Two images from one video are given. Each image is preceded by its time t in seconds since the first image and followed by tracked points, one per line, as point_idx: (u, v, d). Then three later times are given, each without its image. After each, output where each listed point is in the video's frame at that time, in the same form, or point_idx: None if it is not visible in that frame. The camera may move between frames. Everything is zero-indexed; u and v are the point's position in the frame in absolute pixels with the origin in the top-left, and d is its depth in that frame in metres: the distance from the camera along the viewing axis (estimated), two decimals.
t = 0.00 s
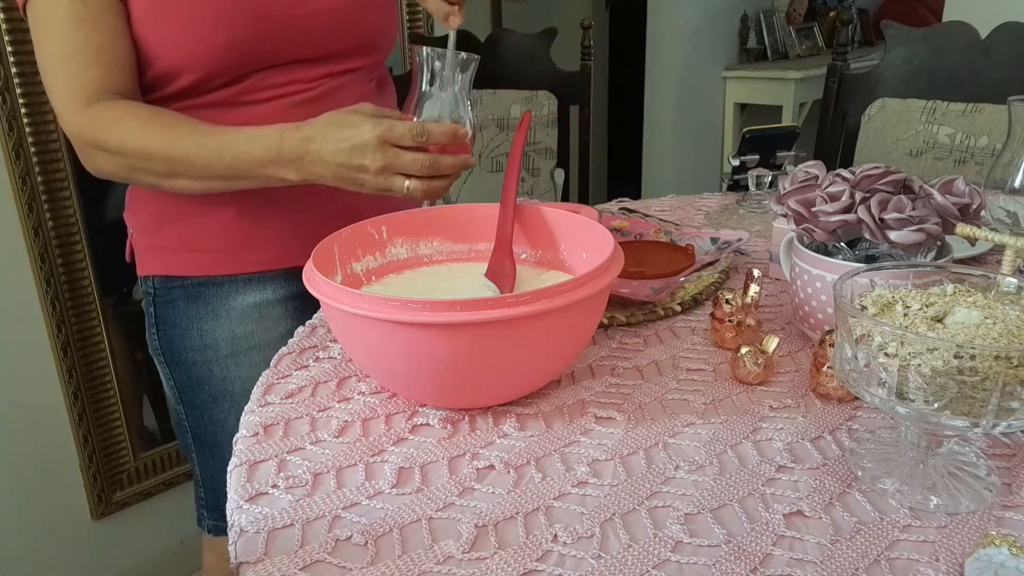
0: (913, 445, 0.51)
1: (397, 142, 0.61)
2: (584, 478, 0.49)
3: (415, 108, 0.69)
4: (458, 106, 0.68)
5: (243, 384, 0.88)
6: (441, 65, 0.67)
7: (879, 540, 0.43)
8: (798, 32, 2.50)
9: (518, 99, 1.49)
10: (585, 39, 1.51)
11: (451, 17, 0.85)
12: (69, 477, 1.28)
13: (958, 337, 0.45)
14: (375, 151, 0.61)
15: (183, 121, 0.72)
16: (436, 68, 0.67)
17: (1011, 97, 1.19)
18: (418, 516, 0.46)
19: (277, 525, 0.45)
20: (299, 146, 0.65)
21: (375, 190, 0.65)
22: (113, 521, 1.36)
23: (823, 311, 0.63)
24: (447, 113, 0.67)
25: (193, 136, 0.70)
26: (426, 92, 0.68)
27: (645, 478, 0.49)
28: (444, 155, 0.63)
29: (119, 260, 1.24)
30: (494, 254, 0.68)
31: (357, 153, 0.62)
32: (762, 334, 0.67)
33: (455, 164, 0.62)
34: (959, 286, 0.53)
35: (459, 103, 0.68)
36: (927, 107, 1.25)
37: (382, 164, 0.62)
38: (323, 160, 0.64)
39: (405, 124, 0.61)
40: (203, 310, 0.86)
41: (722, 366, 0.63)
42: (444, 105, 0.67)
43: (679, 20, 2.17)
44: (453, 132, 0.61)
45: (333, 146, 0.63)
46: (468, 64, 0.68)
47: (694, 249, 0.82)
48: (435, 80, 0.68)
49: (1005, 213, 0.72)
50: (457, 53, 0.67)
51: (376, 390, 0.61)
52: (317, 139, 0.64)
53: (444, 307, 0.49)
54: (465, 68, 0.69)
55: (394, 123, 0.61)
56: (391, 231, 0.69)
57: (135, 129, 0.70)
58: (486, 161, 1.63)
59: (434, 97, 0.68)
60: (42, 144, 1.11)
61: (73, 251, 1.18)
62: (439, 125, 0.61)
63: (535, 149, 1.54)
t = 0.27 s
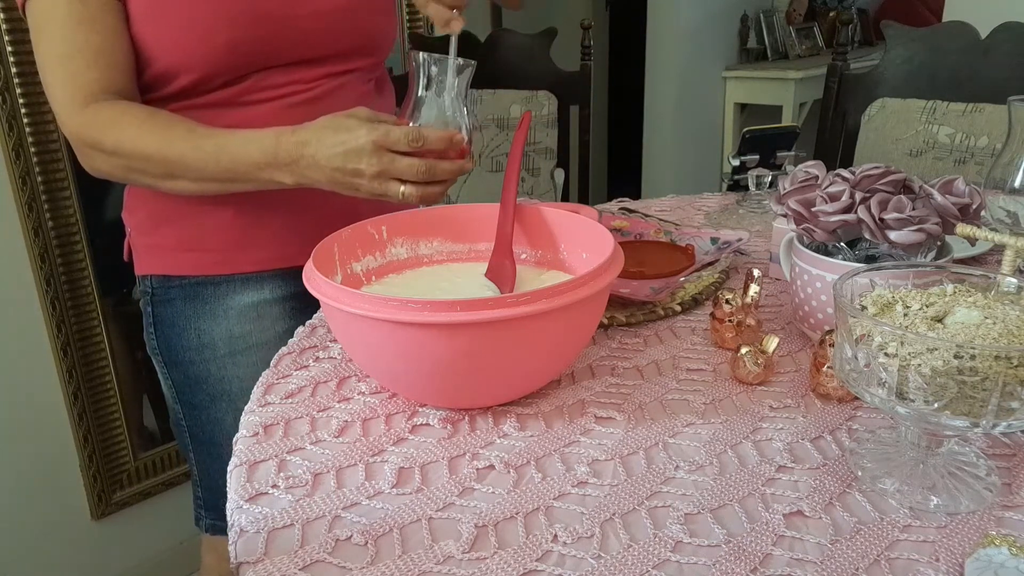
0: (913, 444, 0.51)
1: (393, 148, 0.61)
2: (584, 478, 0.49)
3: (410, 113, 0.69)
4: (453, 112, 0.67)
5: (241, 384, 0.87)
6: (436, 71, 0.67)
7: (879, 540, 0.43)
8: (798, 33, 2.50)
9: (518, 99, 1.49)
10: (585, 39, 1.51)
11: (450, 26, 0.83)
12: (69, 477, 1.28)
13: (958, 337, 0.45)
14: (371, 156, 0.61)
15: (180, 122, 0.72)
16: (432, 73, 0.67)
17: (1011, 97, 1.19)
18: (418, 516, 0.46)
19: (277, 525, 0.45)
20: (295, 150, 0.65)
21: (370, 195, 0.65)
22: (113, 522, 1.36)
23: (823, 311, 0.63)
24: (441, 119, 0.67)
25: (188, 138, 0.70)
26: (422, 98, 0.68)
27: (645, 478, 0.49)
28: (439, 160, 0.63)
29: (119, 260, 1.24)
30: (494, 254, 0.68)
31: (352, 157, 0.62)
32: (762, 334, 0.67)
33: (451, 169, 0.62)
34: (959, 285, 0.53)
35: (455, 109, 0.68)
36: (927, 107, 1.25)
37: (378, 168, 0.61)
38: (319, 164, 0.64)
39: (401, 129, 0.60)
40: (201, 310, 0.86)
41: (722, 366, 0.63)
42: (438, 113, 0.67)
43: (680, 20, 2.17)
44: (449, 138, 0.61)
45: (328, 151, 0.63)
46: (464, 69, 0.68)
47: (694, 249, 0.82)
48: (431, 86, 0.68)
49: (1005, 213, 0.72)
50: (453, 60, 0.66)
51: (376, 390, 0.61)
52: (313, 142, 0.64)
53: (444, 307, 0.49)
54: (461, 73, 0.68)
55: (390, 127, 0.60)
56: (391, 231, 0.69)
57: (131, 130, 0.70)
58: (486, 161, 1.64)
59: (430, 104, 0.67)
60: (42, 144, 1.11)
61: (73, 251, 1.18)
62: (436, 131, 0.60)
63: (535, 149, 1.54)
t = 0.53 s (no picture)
0: (913, 444, 0.51)
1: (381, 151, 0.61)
2: (584, 478, 0.49)
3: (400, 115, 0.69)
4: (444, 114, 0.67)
5: (236, 383, 0.88)
6: (427, 73, 0.67)
7: (879, 541, 0.43)
8: (798, 33, 2.50)
9: (518, 99, 1.49)
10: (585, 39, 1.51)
11: (445, 27, 0.76)
12: (69, 477, 1.28)
13: (958, 336, 0.45)
14: (360, 158, 0.61)
15: (172, 124, 0.72)
16: (423, 75, 0.67)
17: (1011, 97, 1.19)
18: (418, 516, 0.46)
19: (277, 525, 0.45)
20: (284, 151, 0.65)
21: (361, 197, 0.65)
22: (113, 522, 1.36)
23: (823, 311, 0.63)
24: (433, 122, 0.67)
25: (178, 140, 0.70)
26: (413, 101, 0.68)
27: (645, 478, 0.49)
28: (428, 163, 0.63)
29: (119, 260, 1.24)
30: (494, 254, 0.68)
31: (341, 159, 0.62)
32: (762, 334, 0.67)
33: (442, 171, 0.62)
34: (959, 285, 0.53)
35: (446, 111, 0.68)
36: (927, 107, 1.25)
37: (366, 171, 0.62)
38: (308, 167, 0.65)
39: (390, 131, 0.60)
40: (197, 309, 0.86)
41: (722, 366, 0.63)
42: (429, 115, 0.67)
43: (680, 20, 2.17)
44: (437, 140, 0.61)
45: (317, 153, 0.63)
46: (454, 71, 0.68)
47: (694, 249, 0.82)
48: (421, 87, 0.68)
49: (1005, 213, 0.72)
50: (443, 60, 0.67)
51: (376, 390, 0.61)
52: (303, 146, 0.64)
53: (444, 307, 0.49)
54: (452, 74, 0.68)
55: (380, 130, 0.61)
56: (391, 231, 0.69)
57: (121, 130, 0.70)
58: (486, 161, 1.64)
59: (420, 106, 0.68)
60: (42, 144, 1.11)
61: (73, 251, 1.18)
62: (424, 133, 0.60)
63: (535, 149, 1.55)
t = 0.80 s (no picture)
0: (913, 444, 0.51)
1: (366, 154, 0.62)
2: (584, 478, 0.49)
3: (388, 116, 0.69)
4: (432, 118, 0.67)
5: (230, 383, 0.87)
6: (415, 77, 0.66)
7: (879, 541, 0.43)
8: (798, 33, 2.50)
9: (518, 99, 1.50)
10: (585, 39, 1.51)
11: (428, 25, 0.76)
12: (69, 478, 1.28)
13: (958, 337, 0.45)
14: (346, 161, 0.62)
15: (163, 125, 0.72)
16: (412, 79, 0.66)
17: (1011, 97, 1.19)
18: (418, 516, 0.46)
19: (277, 525, 0.45)
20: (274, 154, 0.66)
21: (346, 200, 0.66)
22: (113, 522, 1.36)
23: (823, 311, 0.63)
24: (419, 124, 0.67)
25: (168, 141, 0.70)
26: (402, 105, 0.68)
27: (645, 478, 0.49)
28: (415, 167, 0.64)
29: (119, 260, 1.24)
30: (494, 254, 0.68)
31: (327, 161, 0.63)
32: (762, 334, 0.67)
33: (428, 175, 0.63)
34: (959, 285, 0.53)
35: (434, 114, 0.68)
36: (927, 107, 1.25)
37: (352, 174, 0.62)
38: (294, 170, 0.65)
39: (377, 134, 0.61)
40: (190, 308, 0.86)
41: (722, 366, 0.63)
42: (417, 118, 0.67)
43: (680, 20, 2.17)
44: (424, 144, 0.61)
45: (304, 154, 0.64)
46: (442, 76, 0.67)
47: (694, 249, 0.82)
48: (410, 90, 0.67)
49: (1005, 213, 0.72)
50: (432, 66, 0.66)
51: (376, 390, 0.61)
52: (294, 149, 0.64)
53: (444, 307, 0.49)
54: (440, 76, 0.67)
55: (366, 133, 0.61)
56: (391, 231, 0.69)
57: (111, 130, 0.71)
58: (486, 161, 1.64)
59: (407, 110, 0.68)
60: (42, 144, 1.11)
61: (73, 251, 1.18)
62: (411, 137, 0.61)
63: (534, 149, 1.53)
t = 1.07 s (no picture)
0: (913, 444, 0.51)
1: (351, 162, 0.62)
2: (584, 478, 0.49)
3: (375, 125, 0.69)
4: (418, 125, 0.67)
5: (224, 384, 0.88)
6: (401, 84, 0.66)
7: (879, 540, 0.43)
8: (798, 33, 2.50)
9: (518, 99, 1.49)
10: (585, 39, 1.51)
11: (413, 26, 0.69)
12: (69, 477, 1.28)
13: (958, 336, 0.45)
14: (330, 167, 0.62)
15: (150, 129, 0.73)
16: (398, 87, 0.67)
17: (1011, 97, 1.19)
18: (418, 516, 0.46)
19: (277, 525, 0.45)
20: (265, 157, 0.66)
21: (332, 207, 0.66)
22: (113, 522, 1.36)
23: (823, 311, 0.63)
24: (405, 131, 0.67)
25: (154, 145, 0.71)
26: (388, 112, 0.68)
27: (645, 478, 0.49)
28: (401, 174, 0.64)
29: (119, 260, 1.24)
30: (494, 254, 0.68)
31: (312, 167, 0.63)
32: (762, 334, 0.67)
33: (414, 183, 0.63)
34: (959, 285, 0.53)
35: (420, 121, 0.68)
36: (927, 107, 1.25)
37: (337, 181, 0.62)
38: (278, 175, 0.66)
39: (362, 142, 0.61)
40: (184, 308, 0.86)
41: (722, 366, 0.63)
42: (403, 125, 0.67)
43: (680, 20, 2.17)
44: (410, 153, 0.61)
45: (289, 161, 0.64)
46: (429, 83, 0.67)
47: (694, 249, 0.82)
48: (396, 97, 0.67)
49: (1005, 213, 0.72)
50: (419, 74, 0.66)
51: (376, 390, 0.61)
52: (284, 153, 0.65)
53: (444, 307, 0.49)
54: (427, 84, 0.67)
55: (351, 140, 0.61)
56: (391, 231, 0.69)
57: (97, 134, 0.71)
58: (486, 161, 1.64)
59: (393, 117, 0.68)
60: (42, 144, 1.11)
61: (73, 252, 1.18)
62: (396, 145, 0.60)
63: (535, 149, 1.53)
